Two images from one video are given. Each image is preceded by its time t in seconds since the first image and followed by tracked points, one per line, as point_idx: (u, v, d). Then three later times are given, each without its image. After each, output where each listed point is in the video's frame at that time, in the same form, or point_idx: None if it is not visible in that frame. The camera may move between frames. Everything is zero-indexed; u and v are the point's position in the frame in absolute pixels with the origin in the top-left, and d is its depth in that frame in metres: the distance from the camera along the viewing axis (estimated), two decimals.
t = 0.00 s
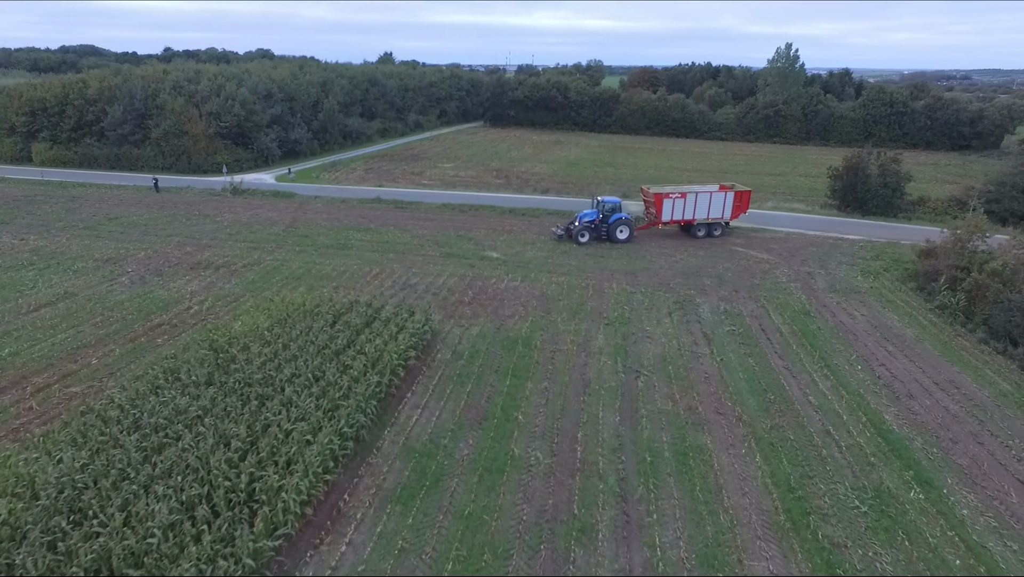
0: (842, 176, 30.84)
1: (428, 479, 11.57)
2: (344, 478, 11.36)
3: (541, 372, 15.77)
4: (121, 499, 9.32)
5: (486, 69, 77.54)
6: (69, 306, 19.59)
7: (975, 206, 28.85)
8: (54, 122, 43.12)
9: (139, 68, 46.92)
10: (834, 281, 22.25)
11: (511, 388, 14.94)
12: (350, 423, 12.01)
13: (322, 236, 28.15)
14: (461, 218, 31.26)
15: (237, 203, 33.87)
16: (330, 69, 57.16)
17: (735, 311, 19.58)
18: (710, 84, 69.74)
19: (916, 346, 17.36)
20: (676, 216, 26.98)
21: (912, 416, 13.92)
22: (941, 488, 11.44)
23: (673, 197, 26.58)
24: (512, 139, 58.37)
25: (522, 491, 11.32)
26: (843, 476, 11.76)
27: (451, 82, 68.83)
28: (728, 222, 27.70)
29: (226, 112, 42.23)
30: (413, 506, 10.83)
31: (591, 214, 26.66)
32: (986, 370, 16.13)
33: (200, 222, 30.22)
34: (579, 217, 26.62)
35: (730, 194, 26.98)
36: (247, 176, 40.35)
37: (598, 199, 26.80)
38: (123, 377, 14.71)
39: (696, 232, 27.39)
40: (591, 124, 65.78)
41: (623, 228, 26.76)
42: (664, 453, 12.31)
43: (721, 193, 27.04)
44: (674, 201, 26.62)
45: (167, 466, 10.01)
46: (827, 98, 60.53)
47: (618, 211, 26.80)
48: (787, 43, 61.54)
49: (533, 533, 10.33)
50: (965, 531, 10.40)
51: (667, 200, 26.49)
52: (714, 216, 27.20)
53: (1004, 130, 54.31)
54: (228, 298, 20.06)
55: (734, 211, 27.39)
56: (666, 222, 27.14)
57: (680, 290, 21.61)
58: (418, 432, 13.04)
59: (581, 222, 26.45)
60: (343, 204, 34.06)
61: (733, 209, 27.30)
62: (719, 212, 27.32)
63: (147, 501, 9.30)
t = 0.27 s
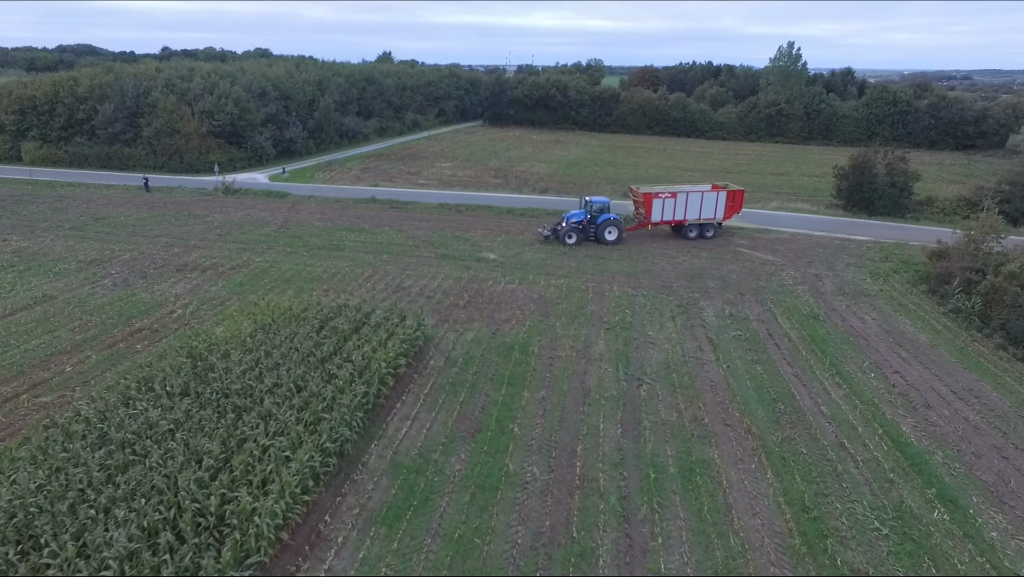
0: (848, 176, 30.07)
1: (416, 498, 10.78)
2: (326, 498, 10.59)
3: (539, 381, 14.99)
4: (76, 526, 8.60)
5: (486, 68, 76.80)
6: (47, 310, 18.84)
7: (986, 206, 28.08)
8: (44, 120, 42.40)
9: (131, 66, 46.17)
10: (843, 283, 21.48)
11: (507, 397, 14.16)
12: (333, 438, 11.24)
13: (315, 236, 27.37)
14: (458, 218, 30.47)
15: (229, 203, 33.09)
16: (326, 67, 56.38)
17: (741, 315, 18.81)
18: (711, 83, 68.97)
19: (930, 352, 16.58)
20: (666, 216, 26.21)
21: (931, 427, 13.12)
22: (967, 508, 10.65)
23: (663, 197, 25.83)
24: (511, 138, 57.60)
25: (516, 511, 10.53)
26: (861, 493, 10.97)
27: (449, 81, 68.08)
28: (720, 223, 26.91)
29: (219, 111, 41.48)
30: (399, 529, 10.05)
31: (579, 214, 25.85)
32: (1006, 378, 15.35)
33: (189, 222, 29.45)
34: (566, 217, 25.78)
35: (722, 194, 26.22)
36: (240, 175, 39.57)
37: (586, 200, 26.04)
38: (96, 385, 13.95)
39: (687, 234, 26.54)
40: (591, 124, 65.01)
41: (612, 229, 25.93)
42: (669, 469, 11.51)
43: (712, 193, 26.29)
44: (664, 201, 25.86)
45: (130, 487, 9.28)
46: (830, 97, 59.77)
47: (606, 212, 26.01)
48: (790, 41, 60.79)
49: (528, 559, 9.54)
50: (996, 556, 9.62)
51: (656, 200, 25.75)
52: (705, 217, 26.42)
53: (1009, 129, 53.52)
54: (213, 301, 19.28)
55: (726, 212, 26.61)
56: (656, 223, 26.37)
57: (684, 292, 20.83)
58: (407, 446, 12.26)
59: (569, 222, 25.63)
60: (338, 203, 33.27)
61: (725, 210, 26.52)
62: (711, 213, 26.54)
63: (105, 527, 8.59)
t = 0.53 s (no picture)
0: (852, 174, 29.47)
1: (402, 510, 10.16)
2: (305, 510, 9.99)
3: (534, 384, 14.36)
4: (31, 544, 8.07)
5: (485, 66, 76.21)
6: (26, 310, 18.22)
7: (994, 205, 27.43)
8: (35, 118, 41.80)
9: (125, 63, 45.55)
10: (848, 283, 20.85)
11: (500, 402, 13.52)
12: (314, 446, 10.63)
13: (307, 235, 26.71)
14: (453, 216, 29.83)
15: (221, 201, 32.45)
16: (323, 65, 55.75)
17: (744, 315, 18.18)
18: (712, 82, 68.34)
19: (941, 354, 15.95)
20: (654, 215, 25.65)
21: (945, 433, 12.47)
22: (986, 521, 10.01)
23: (650, 195, 25.26)
24: (510, 137, 56.95)
25: (508, 524, 9.91)
26: (874, 504, 10.33)
27: (448, 80, 67.48)
28: (711, 221, 26.23)
29: (213, 108, 40.85)
30: (382, 543, 9.43)
31: (565, 213, 25.15)
32: (1021, 382, 14.71)
33: (179, 221, 28.81)
34: (551, 216, 25.10)
35: (712, 192, 25.54)
36: (234, 173, 38.94)
37: (572, 198, 25.30)
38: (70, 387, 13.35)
39: (676, 233, 25.91)
40: (590, 122, 64.37)
41: (598, 228, 25.25)
42: (670, 478, 10.88)
43: (702, 191, 25.56)
44: (651, 199, 25.29)
45: (92, 501, 8.72)
46: (832, 95, 59.16)
47: (593, 210, 25.32)
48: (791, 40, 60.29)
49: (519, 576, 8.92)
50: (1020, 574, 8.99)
51: (643, 199, 25.20)
52: (695, 215, 25.78)
53: (1013, 128, 52.84)
54: (198, 301, 18.66)
55: (716, 210, 25.93)
56: (644, 221, 25.85)
57: (685, 292, 20.20)
58: (394, 454, 11.64)
59: (554, 221, 24.97)
60: (332, 201, 32.61)
61: (716, 208, 25.85)
62: (700, 211, 25.89)
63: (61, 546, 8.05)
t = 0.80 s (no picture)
0: (854, 170, 28.98)
1: (386, 516, 9.64)
2: (283, 516, 9.49)
3: (528, 384, 13.83)
4: None
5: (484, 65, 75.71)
6: (6, 308, 17.72)
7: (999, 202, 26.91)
8: (27, 114, 41.29)
9: (118, 59, 45.02)
10: (852, 281, 20.31)
11: (493, 403, 12.99)
12: (293, 449, 10.10)
13: (299, 232, 26.17)
14: (449, 213, 29.29)
15: (213, 198, 31.91)
16: (320, 62, 55.22)
17: (745, 314, 17.65)
18: (712, 80, 67.79)
19: (949, 354, 15.40)
20: (640, 212, 24.98)
21: (956, 435, 11.93)
22: (1002, 529, 9.48)
23: (636, 191, 24.66)
24: (509, 135, 56.39)
25: (497, 532, 9.38)
26: (883, 510, 9.79)
27: (446, 78, 66.96)
28: (699, 219, 25.61)
29: (206, 104, 40.31)
30: (363, 553, 8.91)
31: (549, 210, 24.44)
32: None
33: (170, 218, 28.28)
34: (534, 214, 24.38)
35: (700, 189, 24.93)
36: (228, 170, 38.39)
37: (556, 194, 24.54)
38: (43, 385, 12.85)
39: (663, 230, 25.35)
40: (590, 120, 63.83)
41: (583, 226, 24.52)
42: (669, 482, 10.36)
43: (690, 187, 24.93)
44: (637, 195, 24.67)
45: (52, 509, 8.27)
46: (833, 93, 58.59)
47: (577, 207, 24.53)
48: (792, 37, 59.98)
49: None
50: None
51: (629, 195, 24.57)
52: (683, 213, 25.13)
53: (1016, 126, 52.30)
54: (184, 298, 18.09)
55: (705, 207, 25.29)
56: (630, 219, 25.16)
57: (685, 290, 19.68)
58: (379, 457, 11.11)
59: (537, 219, 24.30)
60: (326, 198, 32.05)
61: (704, 205, 25.21)
62: (688, 208, 25.24)
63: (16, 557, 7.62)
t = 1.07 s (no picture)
0: (860, 167, 28.46)
1: (371, 521, 9.18)
2: (264, 520, 9.05)
3: (524, 384, 13.36)
4: None
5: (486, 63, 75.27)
6: None
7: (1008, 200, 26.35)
8: (23, 110, 40.99)
9: (116, 55, 44.67)
10: (858, 279, 19.82)
11: (487, 402, 12.54)
12: (276, 449, 9.67)
13: (295, 228, 25.72)
14: (448, 211, 28.83)
15: (208, 195, 31.48)
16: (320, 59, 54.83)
17: (749, 312, 17.17)
18: (715, 78, 67.21)
19: (960, 353, 14.91)
20: (628, 209, 24.39)
21: (968, 438, 11.45)
22: (1020, 537, 8.99)
23: (624, 188, 24.02)
24: (510, 133, 55.90)
25: (488, 537, 8.93)
26: (894, 516, 9.31)
27: (447, 76, 66.50)
28: (689, 217, 25.09)
29: (203, 100, 39.98)
30: (346, 559, 8.46)
31: (535, 208, 23.85)
32: None
33: (164, 214, 27.85)
34: (520, 211, 23.77)
35: (690, 185, 24.40)
36: (225, 167, 37.96)
37: (542, 191, 23.93)
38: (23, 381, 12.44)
39: (653, 229, 24.77)
40: (591, 119, 63.36)
41: (569, 224, 23.89)
42: (669, 486, 9.89)
43: (679, 184, 24.40)
44: (625, 192, 24.06)
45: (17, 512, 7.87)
46: (837, 91, 57.98)
47: (564, 204, 23.96)
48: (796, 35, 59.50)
49: None
50: None
51: (617, 191, 23.96)
52: (672, 210, 24.60)
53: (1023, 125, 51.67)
54: (174, 295, 17.64)
55: (695, 205, 24.77)
56: (618, 216, 24.57)
57: (687, 288, 19.19)
58: (367, 458, 10.67)
59: (523, 216, 23.68)
60: (323, 195, 31.61)
61: (694, 202, 24.69)
62: (678, 206, 24.72)
63: None
